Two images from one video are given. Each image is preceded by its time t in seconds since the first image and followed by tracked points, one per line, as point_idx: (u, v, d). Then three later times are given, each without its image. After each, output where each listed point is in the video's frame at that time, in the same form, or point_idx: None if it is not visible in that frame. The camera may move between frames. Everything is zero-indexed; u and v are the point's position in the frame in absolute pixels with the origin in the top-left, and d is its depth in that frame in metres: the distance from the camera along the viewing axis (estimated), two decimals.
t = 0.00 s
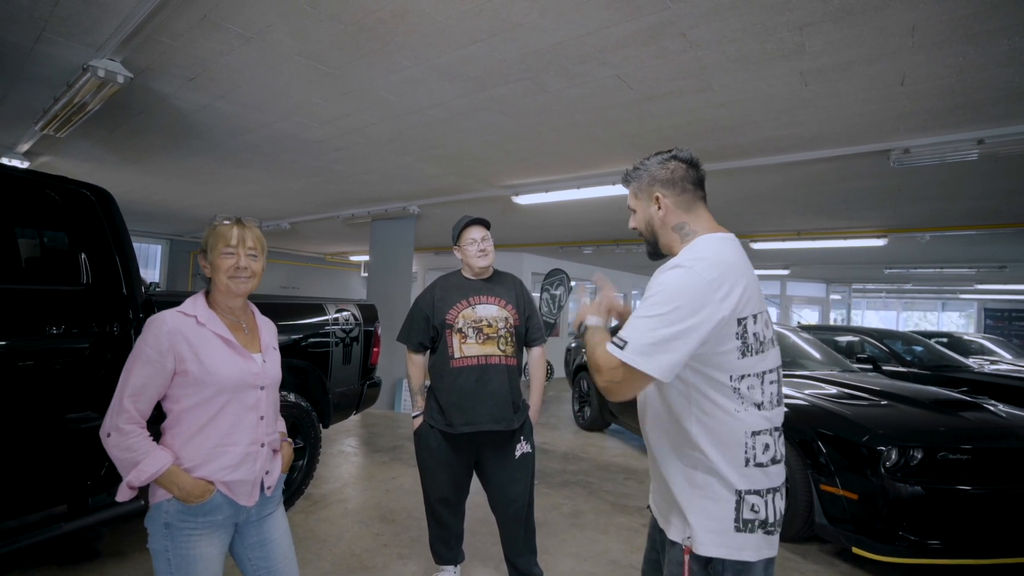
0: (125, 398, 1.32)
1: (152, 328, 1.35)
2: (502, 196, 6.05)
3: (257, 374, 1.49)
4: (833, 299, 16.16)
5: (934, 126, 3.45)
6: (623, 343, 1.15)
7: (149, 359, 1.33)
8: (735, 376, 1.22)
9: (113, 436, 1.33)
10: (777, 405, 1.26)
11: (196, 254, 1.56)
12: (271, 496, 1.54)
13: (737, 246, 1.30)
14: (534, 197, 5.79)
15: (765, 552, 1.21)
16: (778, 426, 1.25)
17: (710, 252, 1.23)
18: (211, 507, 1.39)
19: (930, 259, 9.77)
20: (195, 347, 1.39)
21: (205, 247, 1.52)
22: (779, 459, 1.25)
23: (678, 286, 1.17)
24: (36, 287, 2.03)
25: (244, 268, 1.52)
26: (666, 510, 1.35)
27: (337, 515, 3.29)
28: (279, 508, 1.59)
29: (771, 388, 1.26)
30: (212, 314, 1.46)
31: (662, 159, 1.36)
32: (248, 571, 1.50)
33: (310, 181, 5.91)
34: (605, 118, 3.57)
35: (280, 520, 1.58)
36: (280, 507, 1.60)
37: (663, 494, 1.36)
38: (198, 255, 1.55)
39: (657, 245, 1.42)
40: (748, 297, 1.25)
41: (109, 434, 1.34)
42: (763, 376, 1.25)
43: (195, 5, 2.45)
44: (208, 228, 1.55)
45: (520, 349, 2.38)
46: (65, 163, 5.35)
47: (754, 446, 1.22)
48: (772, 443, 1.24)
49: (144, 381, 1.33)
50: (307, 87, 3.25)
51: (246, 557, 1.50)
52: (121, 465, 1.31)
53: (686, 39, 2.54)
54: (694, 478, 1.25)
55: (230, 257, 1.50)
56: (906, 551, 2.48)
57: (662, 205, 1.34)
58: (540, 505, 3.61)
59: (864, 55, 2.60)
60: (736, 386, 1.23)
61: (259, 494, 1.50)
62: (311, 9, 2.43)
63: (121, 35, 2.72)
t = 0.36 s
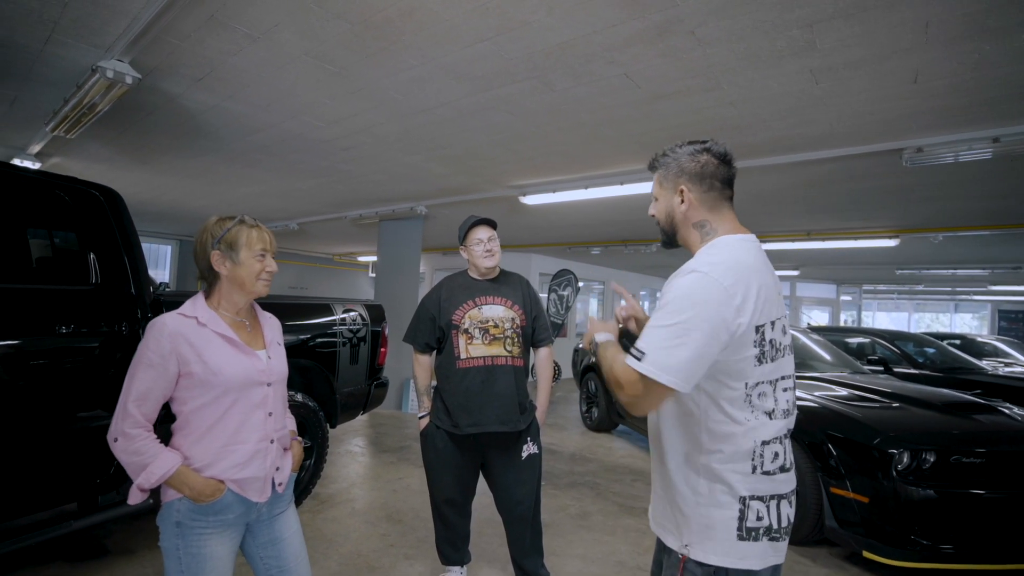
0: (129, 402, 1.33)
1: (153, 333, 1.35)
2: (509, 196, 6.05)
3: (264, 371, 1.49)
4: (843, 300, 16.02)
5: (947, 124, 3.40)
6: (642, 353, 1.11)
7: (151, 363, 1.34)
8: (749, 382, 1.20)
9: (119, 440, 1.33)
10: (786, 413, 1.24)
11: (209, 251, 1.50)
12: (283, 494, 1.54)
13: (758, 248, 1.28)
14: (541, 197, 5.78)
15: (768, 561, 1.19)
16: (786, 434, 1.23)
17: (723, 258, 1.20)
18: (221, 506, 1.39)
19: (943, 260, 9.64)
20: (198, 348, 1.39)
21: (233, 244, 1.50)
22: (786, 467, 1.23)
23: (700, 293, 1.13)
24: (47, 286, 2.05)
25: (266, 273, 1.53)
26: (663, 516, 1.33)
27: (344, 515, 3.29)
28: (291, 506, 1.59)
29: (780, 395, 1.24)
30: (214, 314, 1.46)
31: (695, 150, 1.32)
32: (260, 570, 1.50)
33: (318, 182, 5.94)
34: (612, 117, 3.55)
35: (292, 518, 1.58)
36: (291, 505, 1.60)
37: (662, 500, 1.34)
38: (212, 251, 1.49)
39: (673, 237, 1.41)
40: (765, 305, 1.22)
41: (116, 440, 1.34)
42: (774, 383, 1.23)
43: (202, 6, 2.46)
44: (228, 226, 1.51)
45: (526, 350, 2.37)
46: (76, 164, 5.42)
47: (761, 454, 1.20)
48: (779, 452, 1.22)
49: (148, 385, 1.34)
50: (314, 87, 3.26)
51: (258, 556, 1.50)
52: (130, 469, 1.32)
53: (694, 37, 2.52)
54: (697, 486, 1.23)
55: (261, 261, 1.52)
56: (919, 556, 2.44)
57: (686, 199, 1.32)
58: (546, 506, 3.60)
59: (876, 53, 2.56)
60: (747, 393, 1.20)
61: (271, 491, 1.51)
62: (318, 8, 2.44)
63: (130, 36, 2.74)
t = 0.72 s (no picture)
0: (136, 404, 1.33)
1: (159, 334, 1.35)
2: (515, 195, 6.04)
3: (270, 370, 1.49)
4: (852, 300, 15.88)
5: (959, 122, 3.36)
6: (755, 353, 1.04)
7: (157, 364, 1.34)
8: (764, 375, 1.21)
9: (126, 442, 1.33)
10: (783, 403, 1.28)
11: (214, 250, 1.50)
12: (291, 493, 1.54)
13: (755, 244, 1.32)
14: (547, 197, 5.76)
15: (773, 549, 1.21)
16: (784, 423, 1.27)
17: (742, 245, 1.22)
18: (229, 506, 1.39)
19: (954, 260, 9.52)
20: (203, 349, 1.39)
21: (238, 244, 1.50)
22: (784, 455, 1.27)
23: (750, 278, 1.11)
24: (53, 286, 2.06)
25: (270, 273, 1.54)
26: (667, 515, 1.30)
27: (350, 515, 3.29)
28: (299, 506, 1.59)
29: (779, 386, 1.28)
30: (218, 315, 1.46)
31: (700, 147, 1.31)
32: (267, 570, 1.49)
33: (325, 181, 5.95)
34: (619, 116, 3.53)
35: (300, 518, 1.58)
36: (299, 505, 1.59)
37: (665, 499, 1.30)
38: (217, 250, 1.49)
39: (667, 230, 1.40)
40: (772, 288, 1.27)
41: (123, 441, 1.34)
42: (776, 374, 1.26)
43: (208, 5, 2.47)
44: (233, 225, 1.51)
45: (531, 350, 2.35)
46: (85, 164, 5.46)
47: (767, 445, 1.21)
48: (780, 441, 1.25)
49: (154, 387, 1.34)
50: (320, 86, 3.26)
51: (266, 556, 1.50)
52: (138, 470, 1.31)
53: (701, 34, 2.49)
54: (709, 483, 1.21)
55: (266, 262, 1.53)
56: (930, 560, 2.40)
57: (686, 193, 1.31)
58: (552, 507, 3.58)
59: (886, 49, 2.53)
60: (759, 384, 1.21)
61: (279, 490, 1.50)
62: (322, 7, 2.43)
63: (136, 36, 2.75)
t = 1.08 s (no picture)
0: (139, 402, 1.33)
1: (162, 333, 1.35)
2: (521, 193, 6.02)
3: (274, 369, 1.49)
4: (861, 298, 15.74)
5: (972, 115, 3.30)
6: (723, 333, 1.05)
7: (161, 363, 1.34)
8: (762, 361, 1.25)
9: (129, 440, 1.33)
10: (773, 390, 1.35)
11: (231, 249, 1.47)
12: (293, 492, 1.54)
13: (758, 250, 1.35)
14: (553, 195, 5.73)
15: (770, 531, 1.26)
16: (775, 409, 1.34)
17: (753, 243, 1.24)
18: (232, 504, 1.39)
19: (967, 257, 9.39)
20: (207, 347, 1.39)
21: (257, 243, 1.50)
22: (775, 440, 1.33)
23: (757, 274, 1.15)
24: (61, 285, 2.06)
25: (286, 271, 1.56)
26: (670, 504, 1.28)
27: (356, 513, 3.30)
28: (302, 504, 1.59)
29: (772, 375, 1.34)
30: (222, 313, 1.45)
31: (692, 155, 1.36)
32: (271, 568, 1.50)
33: (330, 180, 5.96)
34: (624, 112, 3.50)
35: (304, 515, 1.58)
36: (303, 503, 1.59)
37: (669, 489, 1.29)
38: (236, 251, 1.47)
39: (670, 238, 1.39)
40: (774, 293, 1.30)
41: (126, 439, 1.34)
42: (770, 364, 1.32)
43: (212, 3, 2.46)
44: (250, 225, 1.50)
45: (537, 348, 2.34)
46: (94, 164, 5.50)
47: (767, 431, 1.26)
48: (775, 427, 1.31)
49: (157, 385, 1.33)
50: (324, 84, 3.26)
51: (270, 554, 1.50)
52: (141, 468, 1.31)
53: (708, 28, 2.46)
54: (717, 468, 1.22)
55: (283, 261, 1.55)
56: (941, 561, 2.36)
57: (693, 197, 1.33)
58: (558, 505, 3.57)
59: (897, 42, 2.48)
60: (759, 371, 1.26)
61: (281, 489, 1.50)
62: (326, 5, 2.43)
63: (141, 35, 2.76)
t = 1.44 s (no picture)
0: (150, 402, 1.31)
1: (173, 332, 1.33)
2: (528, 190, 6.00)
3: (284, 366, 1.49)
4: (873, 296, 15.56)
5: (989, 109, 3.23)
6: (709, 307, 1.09)
7: (172, 362, 1.32)
8: (760, 351, 1.27)
9: (141, 442, 1.31)
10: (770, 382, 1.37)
11: (240, 246, 1.46)
12: (303, 487, 1.54)
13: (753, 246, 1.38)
14: (560, 191, 5.70)
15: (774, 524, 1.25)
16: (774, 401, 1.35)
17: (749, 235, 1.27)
18: (247, 501, 1.39)
19: (982, 253, 9.24)
20: (217, 346, 1.38)
21: (266, 241, 1.49)
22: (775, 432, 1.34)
23: (751, 263, 1.17)
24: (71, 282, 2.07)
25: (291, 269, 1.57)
26: (675, 496, 1.26)
27: (364, 510, 3.31)
28: (310, 499, 1.59)
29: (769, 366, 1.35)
30: (229, 312, 1.45)
31: (672, 160, 1.35)
32: (281, 564, 1.49)
33: (338, 178, 5.97)
34: (632, 108, 3.46)
35: (310, 510, 1.58)
36: (310, 498, 1.60)
37: (676, 481, 1.26)
38: (244, 249, 1.46)
39: (661, 245, 1.37)
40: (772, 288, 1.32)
41: (137, 440, 1.32)
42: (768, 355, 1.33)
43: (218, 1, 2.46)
44: (258, 222, 1.50)
45: (544, 346, 2.32)
46: (104, 163, 5.55)
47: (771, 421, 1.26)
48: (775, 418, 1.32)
49: (169, 385, 1.32)
50: (331, 81, 3.26)
51: (278, 549, 1.50)
52: (155, 469, 1.30)
53: (718, 21, 2.42)
54: (726, 459, 1.21)
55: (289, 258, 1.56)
56: (956, 563, 2.32)
57: (680, 203, 1.32)
58: (566, 503, 3.56)
59: (911, 33, 2.43)
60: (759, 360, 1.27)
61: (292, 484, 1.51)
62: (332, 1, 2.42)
63: (149, 33, 2.76)
